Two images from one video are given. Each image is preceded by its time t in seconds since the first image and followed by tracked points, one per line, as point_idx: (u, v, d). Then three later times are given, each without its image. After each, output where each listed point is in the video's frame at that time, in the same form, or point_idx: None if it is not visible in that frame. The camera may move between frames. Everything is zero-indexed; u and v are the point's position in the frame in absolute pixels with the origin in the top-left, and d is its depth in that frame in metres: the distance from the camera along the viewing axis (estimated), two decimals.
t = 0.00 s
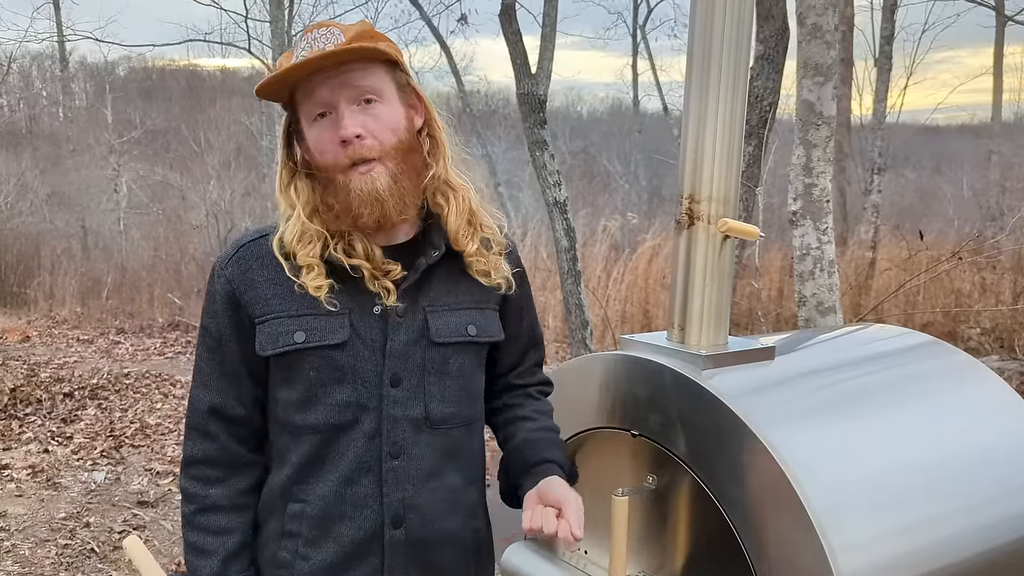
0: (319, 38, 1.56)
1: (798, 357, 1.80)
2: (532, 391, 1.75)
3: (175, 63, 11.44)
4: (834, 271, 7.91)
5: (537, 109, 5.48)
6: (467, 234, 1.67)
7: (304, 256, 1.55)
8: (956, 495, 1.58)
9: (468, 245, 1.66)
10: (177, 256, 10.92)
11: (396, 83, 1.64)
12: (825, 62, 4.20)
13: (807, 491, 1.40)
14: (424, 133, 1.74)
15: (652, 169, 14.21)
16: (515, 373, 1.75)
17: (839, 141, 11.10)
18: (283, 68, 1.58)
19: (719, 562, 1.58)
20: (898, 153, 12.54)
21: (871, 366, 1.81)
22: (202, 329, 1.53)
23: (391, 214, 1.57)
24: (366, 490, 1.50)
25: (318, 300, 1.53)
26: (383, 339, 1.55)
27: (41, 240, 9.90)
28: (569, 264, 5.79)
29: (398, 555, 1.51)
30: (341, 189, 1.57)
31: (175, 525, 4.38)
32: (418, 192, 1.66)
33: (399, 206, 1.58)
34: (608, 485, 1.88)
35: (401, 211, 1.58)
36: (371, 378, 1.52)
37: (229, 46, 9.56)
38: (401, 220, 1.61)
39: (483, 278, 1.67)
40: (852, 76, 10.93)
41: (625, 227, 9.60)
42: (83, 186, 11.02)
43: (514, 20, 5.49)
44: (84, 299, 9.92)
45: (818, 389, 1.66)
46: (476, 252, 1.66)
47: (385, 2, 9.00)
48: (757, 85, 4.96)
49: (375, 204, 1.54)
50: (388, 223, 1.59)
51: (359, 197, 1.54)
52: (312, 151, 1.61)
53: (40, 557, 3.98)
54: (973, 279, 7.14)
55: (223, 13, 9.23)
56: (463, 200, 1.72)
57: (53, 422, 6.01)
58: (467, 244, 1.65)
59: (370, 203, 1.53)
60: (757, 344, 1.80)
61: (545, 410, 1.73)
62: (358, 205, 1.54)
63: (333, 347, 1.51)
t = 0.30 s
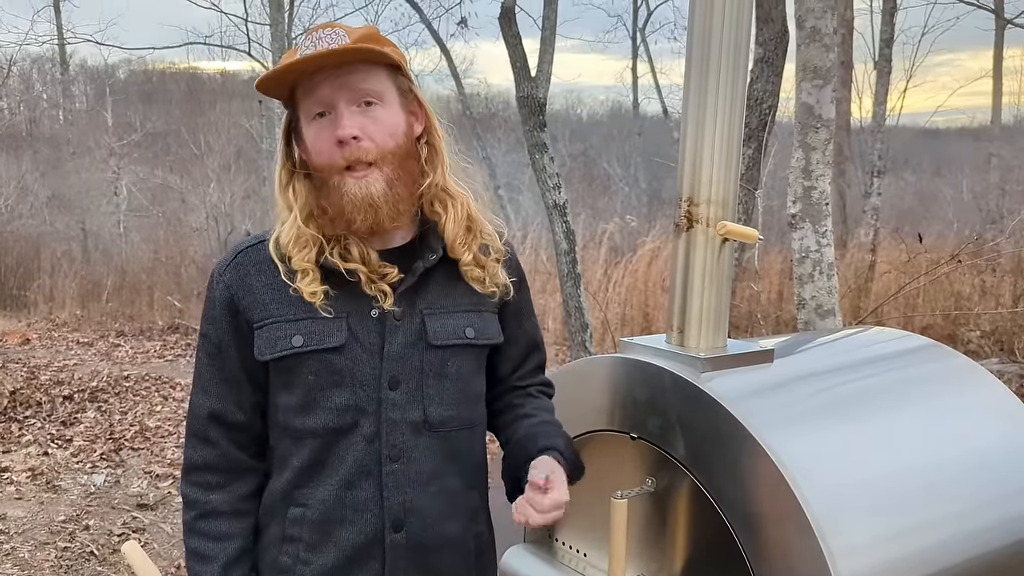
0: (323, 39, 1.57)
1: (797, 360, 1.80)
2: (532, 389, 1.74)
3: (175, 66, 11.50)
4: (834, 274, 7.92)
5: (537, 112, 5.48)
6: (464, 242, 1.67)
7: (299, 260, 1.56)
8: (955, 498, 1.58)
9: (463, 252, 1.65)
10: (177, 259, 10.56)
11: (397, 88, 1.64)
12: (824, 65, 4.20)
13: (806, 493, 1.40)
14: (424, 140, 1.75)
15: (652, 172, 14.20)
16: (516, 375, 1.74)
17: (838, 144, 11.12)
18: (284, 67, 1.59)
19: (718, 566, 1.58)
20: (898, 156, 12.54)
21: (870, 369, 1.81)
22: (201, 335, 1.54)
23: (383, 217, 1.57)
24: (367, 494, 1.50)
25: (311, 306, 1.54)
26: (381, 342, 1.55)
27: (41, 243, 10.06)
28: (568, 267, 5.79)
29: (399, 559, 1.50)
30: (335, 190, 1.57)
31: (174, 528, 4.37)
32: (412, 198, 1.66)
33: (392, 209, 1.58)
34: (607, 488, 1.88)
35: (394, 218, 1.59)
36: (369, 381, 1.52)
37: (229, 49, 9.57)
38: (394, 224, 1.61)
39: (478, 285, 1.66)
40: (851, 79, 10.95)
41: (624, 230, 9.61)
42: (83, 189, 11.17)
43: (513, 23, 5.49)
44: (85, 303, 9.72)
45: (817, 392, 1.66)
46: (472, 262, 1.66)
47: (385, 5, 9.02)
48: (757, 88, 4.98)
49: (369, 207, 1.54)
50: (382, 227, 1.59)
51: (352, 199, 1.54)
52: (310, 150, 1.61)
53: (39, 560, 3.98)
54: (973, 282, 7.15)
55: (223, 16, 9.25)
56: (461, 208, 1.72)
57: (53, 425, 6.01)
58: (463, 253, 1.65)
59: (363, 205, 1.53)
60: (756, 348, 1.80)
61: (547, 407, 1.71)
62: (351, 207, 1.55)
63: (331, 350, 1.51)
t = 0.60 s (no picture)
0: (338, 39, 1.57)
1: (797, 361, 1.80)
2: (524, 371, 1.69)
3: (174, 68, 11.56)
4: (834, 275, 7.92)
5: (537, 113, 5.48)
6: (458, 249, 1.66)
7: (291, 262, 1.56)
8: (955, 499, 1.58)
9: (455, 262, 1.64)
10: (177, 260, 10.47)
11: (405, 95, 1.65)
12: (823, 67, 4.20)
13: (804, 494, 1.40)
14: (426, 149, 1.76)
15: (652, 173, 14.19)
16: (514, 365, 1.70)
17: (838, 146, 11.14)
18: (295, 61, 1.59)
19: (718, 568, 1.59)
20: (898, 157, 12.54)
21: (871, 371, 1.81)
22: (198, 339, 1.55)
23: (378, 221, 1.56)
24: (366, 496, 1.50)
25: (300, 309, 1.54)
26: (378, 344, 1.55)
27: (41, 246, 10.10)
28: (568, 268, 5.79)
29: (398, 561, 1.50)
30: (333, 188, 1.57)
31: (174, 530, 4.37)
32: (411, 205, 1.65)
33: (388, 213, 1.57)
34: (606, 489, 1.88)
35: (389, 221, 1.58)
36: (365, 383, 1.53)
37: (229, 50, 9.59)
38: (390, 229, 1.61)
39: (468, 290, 1.64)
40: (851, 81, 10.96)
41: (624, 231, 9.62)
42: (83, 191, 11.22)
43: (513, 25, 5.50)
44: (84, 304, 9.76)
45: (817, 393, 1.66)
46: (465, 270, 1.65)
47: (385, 7, 9.03)
48: (756, 90, 4.98)
49: (365, 210, 1.54)
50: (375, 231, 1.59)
51: (349, 198, 1.54)
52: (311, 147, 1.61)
53: (38, 561, 3.97)
54: (973, 284, 7.16)
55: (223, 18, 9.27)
56: (459, 217, 1.70)
57: (53, 426, 6.02)
58: (456, 262, 1.64)
59: (359, 206, 1.53)
60: (756, 348, 1.80)
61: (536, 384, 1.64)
62: (347, 206, 1.54)
63: (329, 352, 1.51)
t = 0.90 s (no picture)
0: (344, 56, 1.54)
1: (797, 362, 1.80)
2: (522, 379, 1.70)
3: (175, 70, 11.59)
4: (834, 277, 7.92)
5: (537, 115, 5.48)
6: (457, 254, 1.65)
7: (294, 273, 1.56)
8: (955, 500, 1.58)
9: (455, 266, 1.64)
10: (177, 262, 10.53)
11: (408, 104, 1.64)
12: (823, 68, 4.20)
13: (805, 497, 1.39)
14: (426, 153, 1.75)
15: (652, 175, 14.19)
16: (511, 372, 1.72)
17: (838, 148, 11.14)
18: (297, 77, 1.55)
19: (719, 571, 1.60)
20: (898, 159, 12.61)
21: (871, 372, 1.81)
22: (197, 338, 1.55)
23: (387, 235, 1.58)
24: (363, 498, 1.50)
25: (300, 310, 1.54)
26: (375, 347, 1.55)
27: (41, 247, 10.05)
28: (568, 270, 5.78)
29: (395, 564, 1.50)
30: (340, 205, 1.57)
31: (173, 531, 4.37)
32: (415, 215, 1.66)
33: (396, 228, 1.59)
34: (606, 491, 1.88)
35: (397, 234, 1.60)
36: (363, 386, 1.53)
37: (229, 52, 9.58)
38: (396, 242, 1.62)
39: (467, 295, 1.64)
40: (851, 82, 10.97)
41: (624, 233, 9.62)
42: (84, 192, 11.23)
43: (513, 26, 5.50)
44: (85, 306, 9.74)
45: (817, 395, 1.66)
46: (463, 274, 1.64)
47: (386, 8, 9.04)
48: (756, 91, 4.98)
49: (374, 226, 1.55)
50: (383, 244, 1.60)
51: (358, 216, 1.54)
52: (314, 160, 1.59)
53: (37, 563, 3.97)
54: (973, 285, 7.17)
55: (223, 19, 9.26)
56: (458, 220, 1.69)
57: (52, 428, 6.01)
58: (455, 267, 1.64)
59: (368, 223, 1.54)
60: (756, 350, 1.80)
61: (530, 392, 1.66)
62: (355, 223, 1.55)
63: (325, 355, 1.52)
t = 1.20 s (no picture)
0: (345, 54, 1.54)
1: (796, 364, 1.80)
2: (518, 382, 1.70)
3: (175, 71, 11.60)
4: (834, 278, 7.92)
5: (536, 117, 5.48)
6: (454, 254, 1.65)
7: (288, 273, 1.56)
8: (955, 502, 1.58)
9: (451, 268, 1.64)
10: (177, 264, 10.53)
11: (407, 103, 1.64)
12: (822, 69, 4.21)
13: (804, 499, 1.39)
14: (424, 153, 1.75)
15: (652, 177, 14.21)
16: (507, 373, 1.72)
17: (837, 149, 11.15)
18: (297, 75, 1.55)
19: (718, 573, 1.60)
20: (897, 160, 12.22)
21: (870, 374, 1.81)
22: (192, 341, 1.55)
23: (384, 235, 1.58)
24: (358, 501, 1.49)
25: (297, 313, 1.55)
26: (371, 350, 1.56)
27: (41, 248, 10.06)
28: (568, 271, 5.78)
29: (391, 567, 1.50)
30: (338, 204, 1.57)
31: (172, 533, 4.37)
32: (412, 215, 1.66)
33: (393, 228, 1.58)
34: (605, 493, 1.88)
35: (394, 234, 1.60)
36: (359, 389, 1.53)
37: (229, 53, 9.57)
38: (394, 242, 1.62)
39: (463, 296, 1.64)
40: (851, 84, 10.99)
41: (624, 234, 9.62)
42: (83, 194, 11.20)
43: (512, 28, 5.50)
44: (85, 307, 9.74)
45: (817, 397, 1.66)
46: (460, 275, 1.65)
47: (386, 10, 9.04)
48: (756, 93, 4.98)
49: (371, 225, 1.55)
50: (381, 244, 1.60)
51: (356, 215, 1.54)
52: (312, 158, 1.59)
53: (36, 565, 3.96)
54: (973, 287, 7.18)
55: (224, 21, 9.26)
56: (455, 220, 1.70)
57: (51, 430, 6.01)
58: (451, 267, 1.64)
59: (365, 222, 1.54)
60: (754, 351, 1.80)
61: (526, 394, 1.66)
62: (352, 223, 1.55)
63: (321, 358, 1.52)
